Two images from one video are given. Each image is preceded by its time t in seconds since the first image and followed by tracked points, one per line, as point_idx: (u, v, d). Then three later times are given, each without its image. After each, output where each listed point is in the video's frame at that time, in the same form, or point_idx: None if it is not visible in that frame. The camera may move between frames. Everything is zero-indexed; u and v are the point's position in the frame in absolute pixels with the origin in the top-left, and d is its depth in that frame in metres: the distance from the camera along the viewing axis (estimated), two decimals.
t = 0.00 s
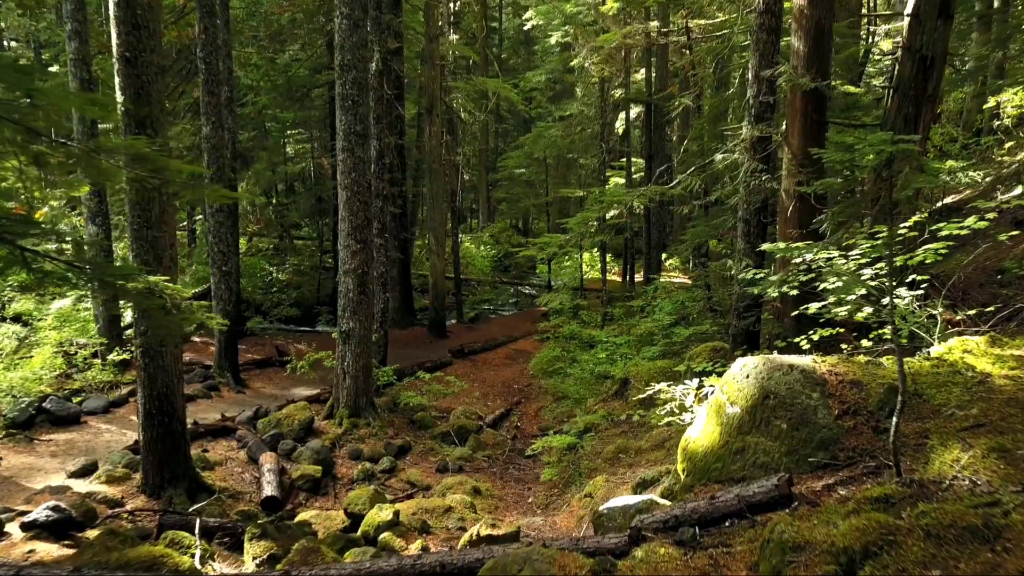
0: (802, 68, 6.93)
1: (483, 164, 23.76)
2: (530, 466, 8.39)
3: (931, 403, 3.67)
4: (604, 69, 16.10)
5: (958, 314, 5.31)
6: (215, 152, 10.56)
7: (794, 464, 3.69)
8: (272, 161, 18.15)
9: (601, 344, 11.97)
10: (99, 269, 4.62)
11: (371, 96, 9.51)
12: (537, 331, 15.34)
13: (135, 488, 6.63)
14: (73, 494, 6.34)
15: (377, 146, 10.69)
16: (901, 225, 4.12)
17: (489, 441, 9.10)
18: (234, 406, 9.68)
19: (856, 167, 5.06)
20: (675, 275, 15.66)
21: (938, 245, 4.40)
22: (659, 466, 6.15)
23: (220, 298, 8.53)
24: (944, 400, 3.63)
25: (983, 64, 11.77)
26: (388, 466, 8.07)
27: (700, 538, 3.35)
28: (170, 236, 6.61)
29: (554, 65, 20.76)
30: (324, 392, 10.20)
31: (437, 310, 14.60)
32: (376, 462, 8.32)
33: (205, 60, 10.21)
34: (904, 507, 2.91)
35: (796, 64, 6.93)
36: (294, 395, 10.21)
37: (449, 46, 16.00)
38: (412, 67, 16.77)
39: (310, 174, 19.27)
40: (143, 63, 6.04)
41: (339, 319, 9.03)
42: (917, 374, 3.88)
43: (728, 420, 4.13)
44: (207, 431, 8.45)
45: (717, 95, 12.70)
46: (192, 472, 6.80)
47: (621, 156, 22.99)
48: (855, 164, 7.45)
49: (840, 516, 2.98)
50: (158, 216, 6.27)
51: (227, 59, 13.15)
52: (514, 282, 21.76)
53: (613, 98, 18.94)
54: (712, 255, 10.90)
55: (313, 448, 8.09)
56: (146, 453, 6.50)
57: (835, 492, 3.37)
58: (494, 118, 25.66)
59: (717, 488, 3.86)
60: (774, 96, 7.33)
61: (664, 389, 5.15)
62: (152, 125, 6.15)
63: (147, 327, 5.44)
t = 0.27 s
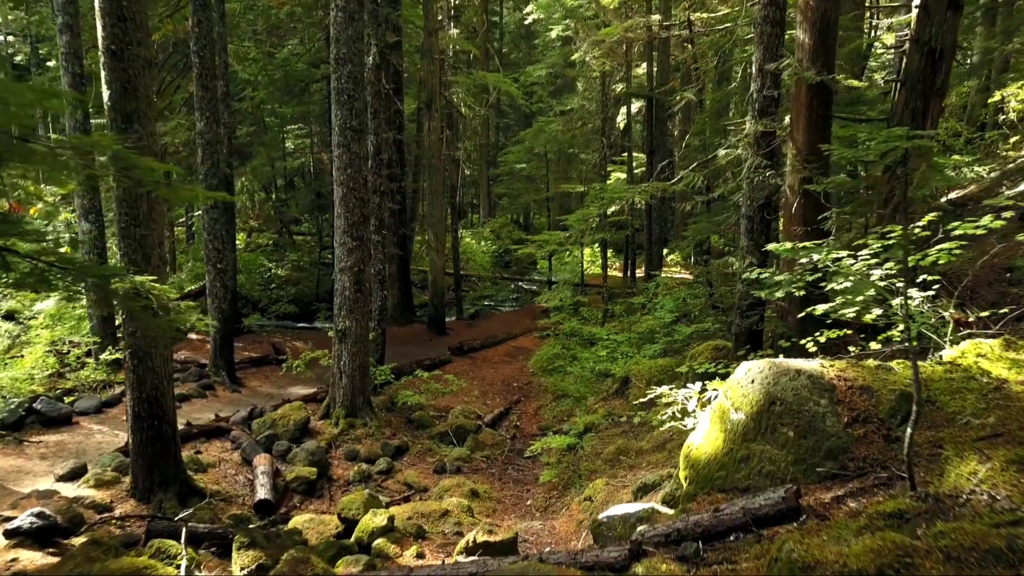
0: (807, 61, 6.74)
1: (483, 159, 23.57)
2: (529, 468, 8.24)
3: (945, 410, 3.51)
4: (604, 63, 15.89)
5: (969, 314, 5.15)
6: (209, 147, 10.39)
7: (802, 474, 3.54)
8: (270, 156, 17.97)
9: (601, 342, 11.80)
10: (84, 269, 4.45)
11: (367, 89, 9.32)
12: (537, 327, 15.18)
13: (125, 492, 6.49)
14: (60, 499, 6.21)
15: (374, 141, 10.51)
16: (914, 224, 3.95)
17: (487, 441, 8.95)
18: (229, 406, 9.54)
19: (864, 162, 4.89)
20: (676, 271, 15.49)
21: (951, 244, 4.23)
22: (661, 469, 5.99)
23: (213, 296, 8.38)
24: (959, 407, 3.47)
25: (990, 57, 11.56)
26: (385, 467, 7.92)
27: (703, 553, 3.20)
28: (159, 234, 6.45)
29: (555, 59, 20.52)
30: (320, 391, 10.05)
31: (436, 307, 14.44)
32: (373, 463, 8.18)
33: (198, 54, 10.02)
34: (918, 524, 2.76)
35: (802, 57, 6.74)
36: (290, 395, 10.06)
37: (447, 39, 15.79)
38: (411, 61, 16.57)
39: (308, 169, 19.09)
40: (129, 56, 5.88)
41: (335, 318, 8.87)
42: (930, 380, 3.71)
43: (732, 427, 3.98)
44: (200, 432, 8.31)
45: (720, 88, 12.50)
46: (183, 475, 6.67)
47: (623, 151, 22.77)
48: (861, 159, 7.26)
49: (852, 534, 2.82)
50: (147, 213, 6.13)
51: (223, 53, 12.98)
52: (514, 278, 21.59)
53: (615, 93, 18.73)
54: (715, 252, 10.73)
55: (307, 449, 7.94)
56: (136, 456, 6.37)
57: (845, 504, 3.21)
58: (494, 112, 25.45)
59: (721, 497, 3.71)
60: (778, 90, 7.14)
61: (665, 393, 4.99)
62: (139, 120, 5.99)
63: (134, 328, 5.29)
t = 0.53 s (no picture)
0: (814, 57, 6.57)
1: (483, 157, 23.40)
2: (528, 472, 8.09)
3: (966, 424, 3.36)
4: (606, 60, 15.73)
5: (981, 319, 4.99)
6: (204, 145, 10.23)
7: (811, 489, 3.39)
8: (269, 154, 17.80)
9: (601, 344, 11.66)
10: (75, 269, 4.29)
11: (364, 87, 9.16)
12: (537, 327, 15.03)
13: (115, 498, 6.35)
14: (49, 505, 6.06)
15: (371, 139, 10.37)
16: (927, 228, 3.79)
17: (486, 445, 8.80)
18: (223, 408, 9.39)
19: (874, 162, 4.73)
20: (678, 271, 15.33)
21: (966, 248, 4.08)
22: (663, 478, 5.83)
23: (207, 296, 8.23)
24: (976, 420, 3.33)
25: (998, 55, 11.39)
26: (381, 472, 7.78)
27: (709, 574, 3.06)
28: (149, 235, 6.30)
29: (555, 56, 20.35)
30: (316, 393, 9.91)
31: (435, 307, 14.29)
32: (369, 467, 8.03)
33: (192, 50, 9.85)
34: (937, 548, 2.61)
35: (807, 53, 6.57)
36: (286, 396, 9.92)
37: (447, 35, 15.63)
38: (410, 58, 16.40)
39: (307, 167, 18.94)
40: (118, 52, 5.73)
41: (331, 319, 8.73)
42: (945, 390, 3.56)
43: (737, 438, 3.80)
44: (194, 435, 8.16)
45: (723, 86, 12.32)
46: (175, 480, 6.52)
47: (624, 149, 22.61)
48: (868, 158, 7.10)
49: (867, 558, 2.68)
50: (136, 213, 5.99)
51: (220, 50, 12.82)
52: (515, 277, 21.44)
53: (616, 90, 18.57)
54: (718, 252, 10.57)
55: (302, 452, 7.80)
56: (126, 462, 6.23)
57: (857, 522, 3.07)
58: (494, 110, 25.28)
59: (727, 512, 3.56)
60: (783, 88, 6.97)
61: (668, 400, 4.84)
62: (128, 118, 5.84)
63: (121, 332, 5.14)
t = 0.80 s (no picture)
0: (820, 54, 6.38)
1: (483, 156, 23.20)
2: (527, 480, 7.91)
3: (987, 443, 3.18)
4: (606, 59, 15.54)
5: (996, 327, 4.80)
6: (197, 145, 10.04)
7: (821, 509, 3.22)
8: (266, 153, 17.61)
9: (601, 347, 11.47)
10: (55, 275, 4.09)
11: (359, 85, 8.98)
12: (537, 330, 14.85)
13: (101, 508, 6.17)
14: (32, 516, 5.87)
15: (367, 139, 10.18)
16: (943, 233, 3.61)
17: (484, 451, 8.62)
18: (216, 413, 9.21)
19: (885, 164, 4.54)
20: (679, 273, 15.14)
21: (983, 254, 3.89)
22: (665, 489, 5.65)
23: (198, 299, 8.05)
24: (998, 437, 3.15)
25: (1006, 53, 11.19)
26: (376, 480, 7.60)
27: None
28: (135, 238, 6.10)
29: (556, 55, 20.15)
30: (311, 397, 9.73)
31: (433, 309, 14.11)
32: (364, 474, 7.85)
33: (185, 48, 9.66)
34: None
35: (813, 50, 6.38)
36: (280, 401, 9.74)
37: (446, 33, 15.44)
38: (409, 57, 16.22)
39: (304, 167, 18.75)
40: (103, 49, 5.52)
41: (326, 322, 8.55)
42: (964, 405, 3.38)
43: (743, 453, 3.61)
44: (185, 442, 7.99)
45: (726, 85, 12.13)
46: (163, 489, 6.33)
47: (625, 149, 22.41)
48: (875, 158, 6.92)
49: None
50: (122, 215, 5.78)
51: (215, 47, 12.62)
52: (514, 278, 21.26)
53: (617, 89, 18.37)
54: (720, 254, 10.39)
55: (295, 459, 7.61)
56: (112, 471, 6.04)
57: (872, 547, 2.90)
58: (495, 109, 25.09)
59: (732, 533, 3.37)
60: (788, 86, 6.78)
61: (670, 411, 4.65)
62: (113, 117, 5.63)
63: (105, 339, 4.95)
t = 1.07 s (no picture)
0: (824, 53, 6.24)
1: (483, 156, 23.07)
2: (525, 487, 7.76)
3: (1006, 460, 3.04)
4: (606, 59, 15.42)
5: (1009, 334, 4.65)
6: (191, 146, 9.90)
7: (830, 528, 3.06)
8: (264, 153, 17.47)
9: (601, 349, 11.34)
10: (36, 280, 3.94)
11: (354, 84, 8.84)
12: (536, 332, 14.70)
13: (88, 519, 6.03)
14: (18, 527, 5.73)
15: (364, 139, 10.04)
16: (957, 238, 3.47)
17: (481, 457, 8.48)
18: (210, 418, 9.07)
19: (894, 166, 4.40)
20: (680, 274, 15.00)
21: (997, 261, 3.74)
22: (666, 499, 5.49)
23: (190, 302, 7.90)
24: (1016, 455, 3.02)
25: (1012, 53, 11.05)
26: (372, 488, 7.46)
27: None
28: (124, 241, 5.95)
29: (556, 54, 20.02)
30: (306, 402, 9.58)
31: (431, 311, 13.96)
32: (359, 481, 7.71)
33: (178, 47, 9.49)
34: None
35: (818, 49, 6.24)
36: (275, 406, 9.59)
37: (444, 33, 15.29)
38: (407, 56, 16.07)
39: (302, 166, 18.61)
40: (89, 47, 5.36)
41: (321, 326, 8.40)
42: (979, 419, 3.23)
43: (748, 468, 3.44)
44: (176, 448, 7.84)
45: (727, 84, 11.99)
46: (152, 498, 6.18)
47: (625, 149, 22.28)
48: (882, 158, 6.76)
49: None
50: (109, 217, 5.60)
51: (211, 47, 12.47)
52: (514, 279, 21.12)
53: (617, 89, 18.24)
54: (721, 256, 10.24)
55: (289, 466, 7.47)
56: (99, 480, 5.89)
57: (885, 570, 2.76)
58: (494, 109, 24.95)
59: (737, 552, 3.21)
60: (792, 85, 6.63)
61: (672, 422, 4.49)
62: (101, 117, 5.48)
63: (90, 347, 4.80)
